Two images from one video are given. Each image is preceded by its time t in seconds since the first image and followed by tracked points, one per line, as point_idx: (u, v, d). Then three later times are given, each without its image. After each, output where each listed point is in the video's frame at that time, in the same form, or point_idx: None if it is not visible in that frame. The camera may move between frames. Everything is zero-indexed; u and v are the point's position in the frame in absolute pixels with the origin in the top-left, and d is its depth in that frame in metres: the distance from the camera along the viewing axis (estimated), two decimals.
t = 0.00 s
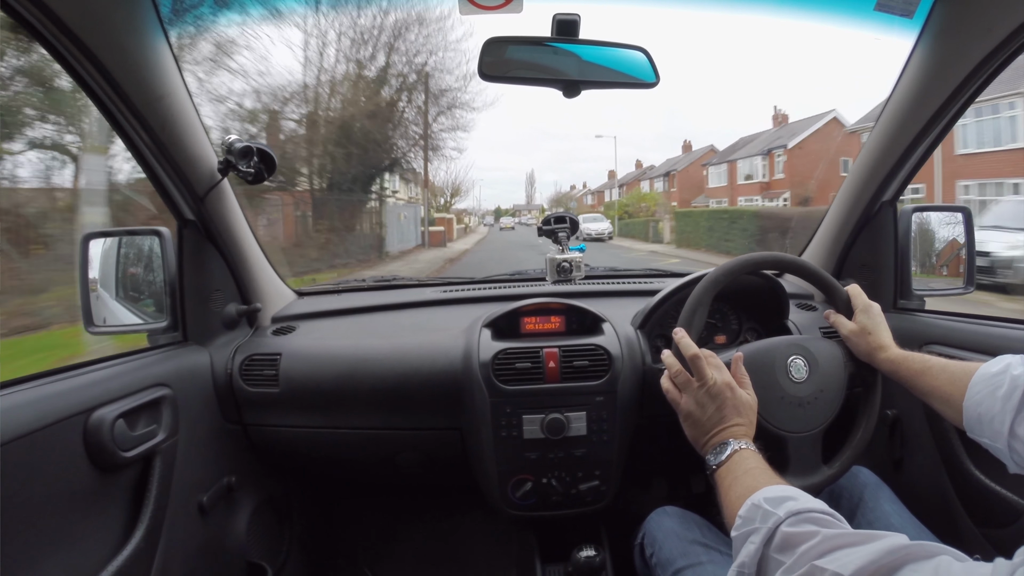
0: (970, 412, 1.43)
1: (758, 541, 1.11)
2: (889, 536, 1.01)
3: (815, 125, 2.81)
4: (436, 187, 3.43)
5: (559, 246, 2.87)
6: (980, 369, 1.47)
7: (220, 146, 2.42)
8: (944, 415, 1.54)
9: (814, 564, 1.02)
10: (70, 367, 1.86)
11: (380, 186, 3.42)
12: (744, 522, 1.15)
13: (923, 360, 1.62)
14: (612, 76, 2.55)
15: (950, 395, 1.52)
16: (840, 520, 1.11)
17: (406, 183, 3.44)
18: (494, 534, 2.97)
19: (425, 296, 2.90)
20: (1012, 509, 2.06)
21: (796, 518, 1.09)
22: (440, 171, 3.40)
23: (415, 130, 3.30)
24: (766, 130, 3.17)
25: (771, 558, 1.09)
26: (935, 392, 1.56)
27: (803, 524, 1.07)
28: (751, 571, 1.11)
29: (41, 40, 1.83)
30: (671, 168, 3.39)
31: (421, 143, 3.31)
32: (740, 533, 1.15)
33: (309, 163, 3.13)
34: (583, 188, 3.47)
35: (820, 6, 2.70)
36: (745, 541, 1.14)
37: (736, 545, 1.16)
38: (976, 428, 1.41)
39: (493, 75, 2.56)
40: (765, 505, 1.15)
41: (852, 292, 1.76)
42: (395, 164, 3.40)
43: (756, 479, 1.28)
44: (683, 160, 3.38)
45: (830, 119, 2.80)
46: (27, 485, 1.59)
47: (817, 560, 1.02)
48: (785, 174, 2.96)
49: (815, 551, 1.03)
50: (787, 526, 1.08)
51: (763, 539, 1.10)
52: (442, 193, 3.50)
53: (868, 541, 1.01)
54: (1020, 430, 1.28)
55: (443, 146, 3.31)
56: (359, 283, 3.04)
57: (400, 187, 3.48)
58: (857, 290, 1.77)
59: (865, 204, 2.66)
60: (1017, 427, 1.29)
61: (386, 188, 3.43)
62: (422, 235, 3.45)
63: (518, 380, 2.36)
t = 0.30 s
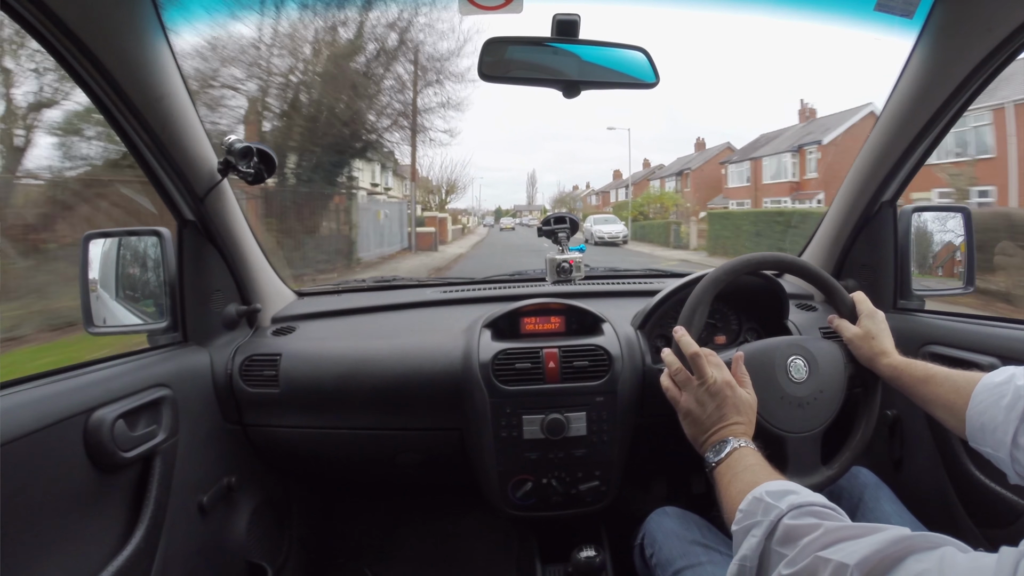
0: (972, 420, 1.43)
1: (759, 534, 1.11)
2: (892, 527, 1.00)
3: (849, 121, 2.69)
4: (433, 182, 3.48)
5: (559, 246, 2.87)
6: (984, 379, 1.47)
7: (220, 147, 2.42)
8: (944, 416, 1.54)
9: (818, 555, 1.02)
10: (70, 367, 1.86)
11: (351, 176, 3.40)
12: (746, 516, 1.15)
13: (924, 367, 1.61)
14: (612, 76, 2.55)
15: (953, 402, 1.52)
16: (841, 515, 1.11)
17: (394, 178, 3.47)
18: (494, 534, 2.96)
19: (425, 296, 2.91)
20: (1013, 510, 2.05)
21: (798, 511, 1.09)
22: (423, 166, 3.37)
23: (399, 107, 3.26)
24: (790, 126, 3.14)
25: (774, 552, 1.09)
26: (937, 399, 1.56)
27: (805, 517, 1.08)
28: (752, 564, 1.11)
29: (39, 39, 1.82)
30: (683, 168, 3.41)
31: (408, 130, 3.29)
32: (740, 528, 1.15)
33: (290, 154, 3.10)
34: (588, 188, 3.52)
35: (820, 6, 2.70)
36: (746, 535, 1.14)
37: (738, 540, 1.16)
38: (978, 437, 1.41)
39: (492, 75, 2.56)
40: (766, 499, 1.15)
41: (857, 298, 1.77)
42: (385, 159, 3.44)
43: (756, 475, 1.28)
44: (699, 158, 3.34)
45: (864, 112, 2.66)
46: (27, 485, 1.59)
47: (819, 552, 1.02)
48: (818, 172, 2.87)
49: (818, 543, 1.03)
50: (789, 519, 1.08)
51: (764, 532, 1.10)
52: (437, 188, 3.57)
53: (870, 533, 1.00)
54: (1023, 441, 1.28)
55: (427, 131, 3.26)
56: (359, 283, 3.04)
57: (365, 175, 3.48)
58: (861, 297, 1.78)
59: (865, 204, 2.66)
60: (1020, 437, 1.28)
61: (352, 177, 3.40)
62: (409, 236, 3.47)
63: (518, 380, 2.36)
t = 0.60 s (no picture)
0: (972, 419, 1.43)
1: (756, 533, 1.11)
2: (887, 527, 1.00)
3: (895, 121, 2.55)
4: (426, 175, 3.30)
5: (559, 246, 2.87)
6: (984, 379, 1.47)
7: (220, 147, 2.42)
8: (943, 415, 1.54)
9: (813, 556, 1.01)
10: (70, 367, 1.86)
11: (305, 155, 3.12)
12: (742, 516, 1.16)
13: (924, 367, 1.61)
14: (612, 75, 2.55)
15: (952, 402, 1.53)
16: (839, 515, 1.11)
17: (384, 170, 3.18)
18: (494, 534, 2.96)
19: (425, 296, 2.90)
20: (1013, 510, 2.05)
21: (794, 512, 1.09)
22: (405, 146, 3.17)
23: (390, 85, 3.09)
24: (822, 122, 2.96)
25: (769, 552, 1.09)
26: (938, 399, 1.56)
27: (801, 518, 1.07)
28: (748, 564, 1.12)
29: (39, 38, 1.83)
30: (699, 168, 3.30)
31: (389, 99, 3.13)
32: (738, 527, 1.16)
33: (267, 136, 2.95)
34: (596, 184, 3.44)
35: (819, 6, 2.70)
36: (743, 534, 1.14)
37: (734, 540, 1.16)
38: (978, 437, 1.41)
39: (492, 75, 2.56)
40: (763, 499, 1.15)
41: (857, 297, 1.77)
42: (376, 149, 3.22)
43: (756, 475, 1.28)
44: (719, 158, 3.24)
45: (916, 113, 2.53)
46: (27, 486, 1.59)
47: (815, 552, 1.02)
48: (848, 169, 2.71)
49: (814, 544, 1.03)
50: (785, 519, 1.08)
51: (761, 531, 1.11)
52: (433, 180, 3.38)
53: (866, 533, 1.00)
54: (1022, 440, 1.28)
55: (408, 98, 3.13)
56: (359, 283, 3.03)
57: (353, 165, 3.23)
58: (861, 296, 1.78)
59: (865, 204, 2.66)
60: (1020, 435, 1.28)
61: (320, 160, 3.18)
62: (391, 236, 3.21)
63: (518, 380, 2.36)
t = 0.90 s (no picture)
0: (971, 419, 1.43)
1: (754, 538, 1.12)
2: (886, 534, 0.99)
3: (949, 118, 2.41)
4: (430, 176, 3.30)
5: (559, 246, 2.86)
6: (983, 378, 1.46)
7: (220, 147, 2.42)
8: (943, 416, 1.54)
9: (809, 563, 1.01)
10: (70, 367, 1.86)
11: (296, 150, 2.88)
12: (742, 519, 1.16)
13: (925, 367, 1.61)
14: (613, 76, 2.54)
15: (952, 402, 1.53)
16: (839, 521, 1.11)
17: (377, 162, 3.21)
18: (494, 534, 2.96)
19: (425, 296, 2.90)
20: (1012, 509, 2.05)
21: (793, 516, 1.09)
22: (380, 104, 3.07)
23: (362, 36, 2.82)
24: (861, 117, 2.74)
25: (768, 556, 1.10)
26: (937, 400, 1.56)
27: (800, 522, 1.07)
28: (747, 568, 1.12)
29: (39, 39, 1.82)
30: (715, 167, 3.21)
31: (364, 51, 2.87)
32: (737, 531, 1.16)
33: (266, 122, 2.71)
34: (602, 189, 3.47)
35: (821, 6, 2.70)
36: (742, 538, 1.15)
37: (734, 542, 1.16)
38: (977, 436, 1.41)
39: (492, 75, 2.56)
40: (762, 503, 1.15)
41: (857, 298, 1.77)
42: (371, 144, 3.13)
43: (756, 477, 1.27)
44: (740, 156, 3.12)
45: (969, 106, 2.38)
46: (27, 486, 1.59)
47: (813, 558, 1.02)
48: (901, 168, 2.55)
49: (811, 550, 1.02)
50: (784, 524, 1.09)
51: (759, 536, 1.11)
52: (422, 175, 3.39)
53: (866, 540, 1.00)
54: (1022, 441, 1.28)
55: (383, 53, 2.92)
56: (359, 283, 3.03)
57: (337, 159, 3.11)
58: (862, 297, 1.78)
59: (865, 204, 2.66)
60: (1019, 436, 1.28)
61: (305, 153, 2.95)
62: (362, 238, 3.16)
63: (518, 380, 2.36)
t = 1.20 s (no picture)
0: (971, 419, 1.43)
1: (752, 535, 1.11)
2: (884, 533, 0.99)
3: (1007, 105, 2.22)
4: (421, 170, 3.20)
5: (559, 246, 2.86)
6: (983, 378, 1.46)
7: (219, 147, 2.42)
8: (943, 417, 1.54)
9: (807, 561, 1.01)
10: (70, 367, 1.86)
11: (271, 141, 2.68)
12: (739, 518, 1.16)
13: (925, 368, 1.61)
14: (613, 75, 2.54)
15: (951, 403, 1.53)
16: (836, 517, 1.11)
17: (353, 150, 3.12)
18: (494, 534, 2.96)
19: (425, 296, 2.90)
20: (1012, 509, 2.05)
21: (790, 514, 1.09)
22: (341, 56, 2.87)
23: None
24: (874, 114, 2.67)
25: (766, 554, 1.09)
26: (936, 401, 1.56)
27: (797, 521, 1.07)
28: (744, 566, 1.12)
29: (38, 38, 1.82)
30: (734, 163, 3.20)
31: None
32: (735, 528, 1.16)
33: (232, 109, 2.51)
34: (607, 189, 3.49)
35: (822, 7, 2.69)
36: (739, 536, 1.14)
37: (731, 541, 1.16)
38: (977, 436, 1.41)
39: (492, 75, 2.56)
40: (759, 501, 1.15)
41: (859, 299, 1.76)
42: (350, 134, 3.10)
43: (753, 475, 1.27)
44: (763, 151, 3.07)
45: None
46: (27, 486, 1.59)
47: (811, 556, 1.01)
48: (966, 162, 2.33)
49: (809, 548, 1.02)
50: (782, 521, 1.08)
51: (758, 533, 1.11)
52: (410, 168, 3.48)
53: (863, 538, 1.00)
54: (1022, 441, 1.28)
55: None
56: (359, 283, 3.03)
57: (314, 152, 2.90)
58: (863, 298, 1.78)
59: (865, 204, 2.66)
60: (1019, 437, 1.28)
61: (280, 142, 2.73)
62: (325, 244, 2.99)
63: (518, 380, 2.36)
